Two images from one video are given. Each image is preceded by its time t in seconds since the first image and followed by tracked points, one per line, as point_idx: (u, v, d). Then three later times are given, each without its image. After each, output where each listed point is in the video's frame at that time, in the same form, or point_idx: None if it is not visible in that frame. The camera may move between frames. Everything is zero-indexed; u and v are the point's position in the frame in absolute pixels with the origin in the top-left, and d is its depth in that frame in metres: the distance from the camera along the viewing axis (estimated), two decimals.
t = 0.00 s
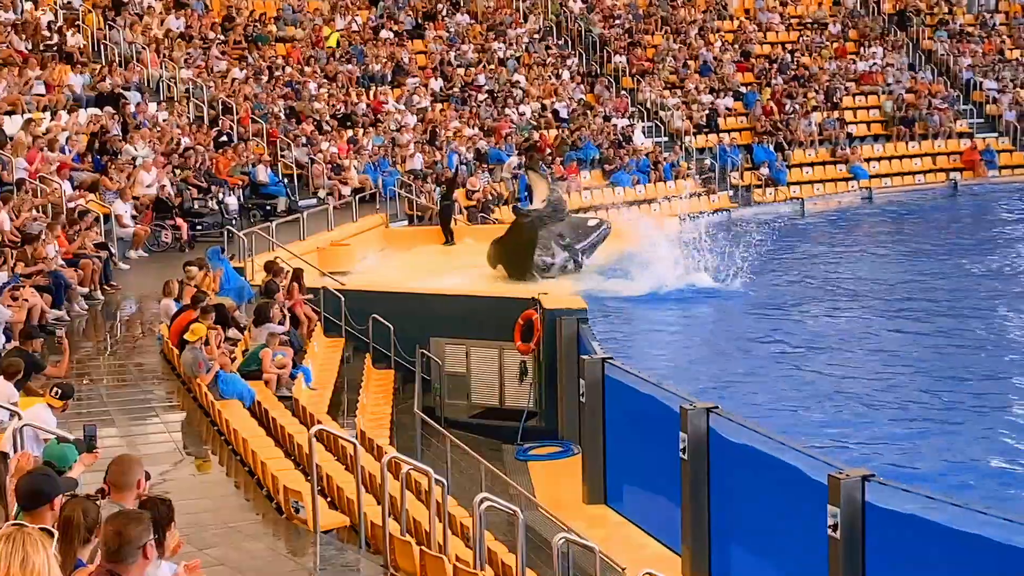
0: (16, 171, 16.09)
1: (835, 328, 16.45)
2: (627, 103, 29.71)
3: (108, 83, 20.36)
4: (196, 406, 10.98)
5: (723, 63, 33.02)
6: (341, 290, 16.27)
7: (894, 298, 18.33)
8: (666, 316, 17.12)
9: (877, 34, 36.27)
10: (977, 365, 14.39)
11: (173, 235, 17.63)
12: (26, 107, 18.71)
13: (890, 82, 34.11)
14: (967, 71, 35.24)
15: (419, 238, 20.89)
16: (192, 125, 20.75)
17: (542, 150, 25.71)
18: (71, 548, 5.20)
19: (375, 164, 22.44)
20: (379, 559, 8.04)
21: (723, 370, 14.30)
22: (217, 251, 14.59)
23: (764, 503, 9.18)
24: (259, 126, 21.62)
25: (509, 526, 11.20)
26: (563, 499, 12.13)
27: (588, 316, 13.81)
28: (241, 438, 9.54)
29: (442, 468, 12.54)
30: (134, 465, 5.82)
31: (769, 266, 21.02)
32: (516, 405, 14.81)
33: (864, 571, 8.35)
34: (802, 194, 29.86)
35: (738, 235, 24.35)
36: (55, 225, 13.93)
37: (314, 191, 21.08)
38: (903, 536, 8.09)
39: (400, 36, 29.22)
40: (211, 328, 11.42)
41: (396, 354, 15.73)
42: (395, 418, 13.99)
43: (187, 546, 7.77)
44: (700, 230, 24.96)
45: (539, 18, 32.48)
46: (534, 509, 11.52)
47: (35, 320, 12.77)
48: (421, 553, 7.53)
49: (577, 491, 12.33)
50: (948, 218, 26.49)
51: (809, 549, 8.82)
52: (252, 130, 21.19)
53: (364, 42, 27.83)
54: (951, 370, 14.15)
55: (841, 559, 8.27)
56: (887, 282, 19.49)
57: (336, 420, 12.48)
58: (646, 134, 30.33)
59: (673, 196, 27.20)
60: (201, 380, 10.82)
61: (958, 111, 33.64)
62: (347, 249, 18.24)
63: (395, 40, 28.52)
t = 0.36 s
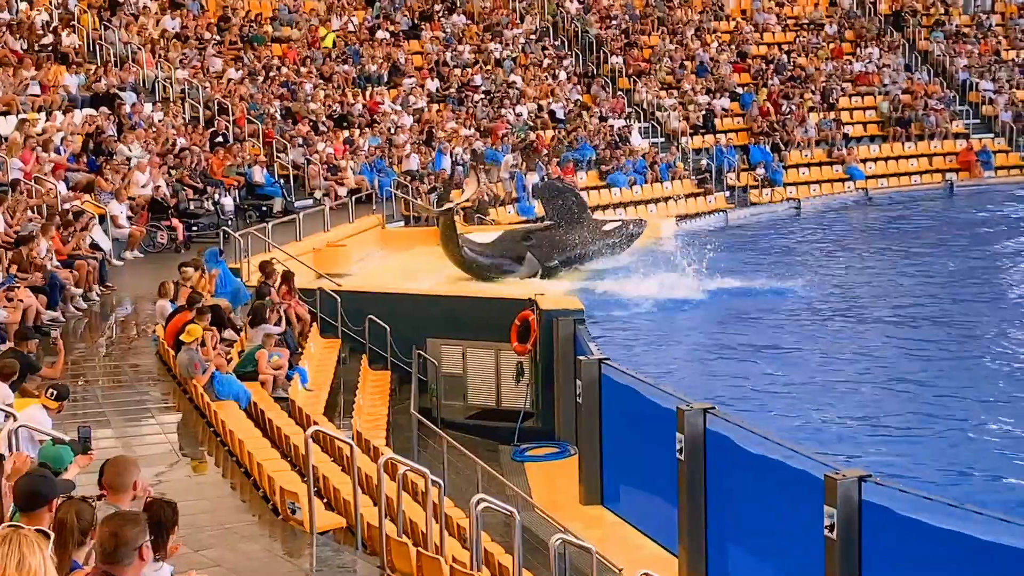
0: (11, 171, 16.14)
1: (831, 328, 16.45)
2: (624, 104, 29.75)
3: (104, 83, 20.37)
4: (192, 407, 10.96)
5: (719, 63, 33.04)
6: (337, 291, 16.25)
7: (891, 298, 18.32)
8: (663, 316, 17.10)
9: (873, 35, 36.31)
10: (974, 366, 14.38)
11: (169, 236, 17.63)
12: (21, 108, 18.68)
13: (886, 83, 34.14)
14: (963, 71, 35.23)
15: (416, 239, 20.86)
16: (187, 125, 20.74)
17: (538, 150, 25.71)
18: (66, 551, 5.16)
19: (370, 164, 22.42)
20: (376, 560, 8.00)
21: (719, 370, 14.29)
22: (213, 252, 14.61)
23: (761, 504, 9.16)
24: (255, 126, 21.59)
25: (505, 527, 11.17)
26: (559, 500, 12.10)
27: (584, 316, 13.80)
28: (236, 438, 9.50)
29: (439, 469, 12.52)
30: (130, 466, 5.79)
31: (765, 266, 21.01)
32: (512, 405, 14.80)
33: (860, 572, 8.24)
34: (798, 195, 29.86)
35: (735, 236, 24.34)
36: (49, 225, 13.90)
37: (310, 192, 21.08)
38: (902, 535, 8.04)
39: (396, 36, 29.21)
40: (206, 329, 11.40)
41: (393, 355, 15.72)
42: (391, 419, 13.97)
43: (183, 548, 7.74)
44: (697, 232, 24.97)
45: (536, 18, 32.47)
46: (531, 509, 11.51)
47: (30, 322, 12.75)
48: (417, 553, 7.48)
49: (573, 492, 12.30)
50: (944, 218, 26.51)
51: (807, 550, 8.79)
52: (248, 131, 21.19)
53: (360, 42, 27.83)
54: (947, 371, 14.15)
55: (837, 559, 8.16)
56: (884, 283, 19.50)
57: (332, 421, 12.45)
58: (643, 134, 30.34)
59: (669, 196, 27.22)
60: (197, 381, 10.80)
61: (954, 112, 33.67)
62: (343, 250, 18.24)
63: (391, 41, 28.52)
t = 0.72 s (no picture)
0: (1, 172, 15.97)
1: (822, 328, 16.48)
2: (615, 105, 29.79)
3: (94, 83, 20.35)
4: (182, 408, 10.95)
5: (710, 65, 33.08)
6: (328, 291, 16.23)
7: (881, 299, 18.36)
8: (654, 317, 17.13)
9: (863, 36, 36.41)
10: (965, 367, 14.41)
11: (159, 237, 17.65)
12: (11, 108, 18.63)
13: (876, 84, 34.23)
14: (954, 73, 35.30)
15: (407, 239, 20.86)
16: (178, 126, 20.71)
17: (529, 151, 25.72)
18: (55, 551, 5.14)
19: (362, 165, 22.32)
20: (367, 561, 8.00)
21: (710, 371, 14.31)
22: (205, 253, 14.68)
23: (751, 504, 9.17)
24: (246, 127, 21.57)
25: (496, 528, 11.18)
26: (550, 500, 12.12)
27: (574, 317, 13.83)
28: (228, 440, 9.49)
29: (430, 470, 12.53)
30: (122, 467, 5.78)
31: (756, 267, 21.04)
32: (504, 406, 14.82)
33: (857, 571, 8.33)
34: (789, 196, 29.91)
35: (725, 237, 24.38)
36: (40, 226, 13.87)
37: (301, 193, 21.02)
38: (893, 533, 8.07)
39: (388, 37, 29.20)
40: (197, 329, 11.39)
41: (384, 356, 15.72)
42: (383, 420, 13.97)
43: (174, 548, 7.73)
44: (688, 233, 25.00)
45: (527, 20, 32.48)
46: (522, 510, 11.52)
47: (20, 322, 12.72)
48: (409, 554, 7.47)
49: (564, 493, 12.31)
50: (935, 219, 26.58)
51: (798, 550, 8.80)
52: (239, 132, 21.17)
53: (351, 43, 27.82)
54: (938, 371, 14.19)
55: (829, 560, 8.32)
56: (874, 284, 19.54)
57: (323, 422, 12.44)
58: (634, 136, 30.36)
59: (660, 198, 27.28)
60: (188, 382, 10.78)
61: (944, 113, 33.79)
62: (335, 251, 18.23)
63: (382, 41, 28.53)
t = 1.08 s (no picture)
0: None
1: (812, 329, 16.51)
2: (606, 107, 29.82)
3: (84, 84, 20.31)
4: (173, 410, 10.92)
5: (701, 66, 33.11)
6: (319, 294, 16.20)
7: (872, 301, 18.37)
8: (644, 317, 17.16)
9: (854, 38, 36.51)
10: (955, 367, 14.46)
11: (150, 238, 17.59)
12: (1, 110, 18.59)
13: (867, 86, 34.29)
14: (944, 75, 35.39)
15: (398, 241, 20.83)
16: (169, 128, 20.68)
17: (521, 153, 25.72)
18: (45, 554, 5.13)
19: (353, 167, 22.30)
20: (358, 563, 7.99)
21: (701, 373, 14.32)
22: (197, 254, 14.65)
23: (743, 505, 9.17)
24: (237, 129, 21.55)
25: (487, 530, 11.16)
26: (541, 502, 12.11)
27: (565, 319, 13.84)
28: (218, 442, 9.47)
29: (421, 472, 12.53)
30: (113, 469, 5.78)
31: (747, 268, 21.06)
32: (495, 408, 14.77)
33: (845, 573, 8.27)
34: (779, 198, 29.92)
35: (717, 239, 24.40)
36: (30, 228, 13.84)
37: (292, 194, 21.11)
38: (885, 533, 8.09)
39: (379, 38, 29.20)
40: (188, 331, 11.38)
41: (375, 358, 15.69)
42: (374, 422, 13.96)
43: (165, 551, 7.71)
44: (679, 234, 25.00)
45: (518, 21, 32.49)
46: (513, 511, 11.52)
47: (11, 324, 12.71)
48: (400, 556, 7.45)
49: (555, 493, 12.31)
50: (925, 221, 26.63)
51: (790, 553, 8.81)
52: (229, 133, 21.12)
53: (342, 44, 27.83)
54: (928, 372, 14.24)
55: (819, 563, 8.17)
56: (864, 285, 19.58)
57: (314, 424, 12.43)
58: (625, 137, 30.37)
59: (651, 200, 27.31)
60: (179, 384, 10.75)
61: (934, 115, 33.86)
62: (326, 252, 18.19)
63: (373, 43, 28.54)
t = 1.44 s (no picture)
0: None
1: (803, 331, 16.53)
2: (597, 108, 29.86)
3: (75, 86, 20.27)
4: (164, 412, 10.90)
5: (692, 68, 33.14)
6: (311, 296, 16.20)
7: (864, 303, 18.39)
8: (636, 319, 17.17)
9: (845, 40, 36.58)
10: (946, 369, 14.49)
11: (141, 241, 17.61)
12: None
13: (858, 88, 34.35)
14: (935, 77, 35.46)
15: (389, 242, 20.85)
16: (160, 129, 20.66)
17: (512, 154, 25.72)
18: (37, 557, 5.09)
19: (344, 169, 22.31)
20: (350, 565, 7.98)
21: (693, 374, 14.33)
22: (188, 256, 14.62)
23: (737, 506, 9.17)
24: (228, 131, 21.52)
25: (479, 531, 11.16)
26: (533, 504, 12.11)
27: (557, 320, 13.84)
28: (209, 444, 9.45)
29: (413, 473, 12.53)
30: (105, 471, 5.77)
31: (739, 270, 21.08)
32: (486, 410, 14.78)
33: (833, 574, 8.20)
34: (771, 200, 29.93)
35: (708, 241, 24.42)
36: (19, 230, 13.81)
37: (282, 197, 20.90)
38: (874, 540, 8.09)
39: (370, 40, 29.20)
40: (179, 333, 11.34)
41: (367, 360, 15.69)
42: (365, 424, 13.96)
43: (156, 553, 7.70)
44: (671, 236, 25.01)
45: (510, 23, 32.49)
46: (505, 513, 11.53)
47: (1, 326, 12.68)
48: (391, 558, 7.45)
49: (547, 495, 12.32)
50: (916, 223, 26.68)
51: (781, 554, 8.82)
52: (221, 135, 21.09)
53: (333, 46, 27.83)
54: (919, 374, 14.27)
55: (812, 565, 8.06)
56: (855, 287, 19.62)
57: (306, 425, 12.41)
58: (616, 139, 30.40)
59: (642, 201, 27.31)
60: (170, 386, 10.73)
61: (925, 117, 33.93)
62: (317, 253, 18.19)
63: (364, 45, 28.54)
